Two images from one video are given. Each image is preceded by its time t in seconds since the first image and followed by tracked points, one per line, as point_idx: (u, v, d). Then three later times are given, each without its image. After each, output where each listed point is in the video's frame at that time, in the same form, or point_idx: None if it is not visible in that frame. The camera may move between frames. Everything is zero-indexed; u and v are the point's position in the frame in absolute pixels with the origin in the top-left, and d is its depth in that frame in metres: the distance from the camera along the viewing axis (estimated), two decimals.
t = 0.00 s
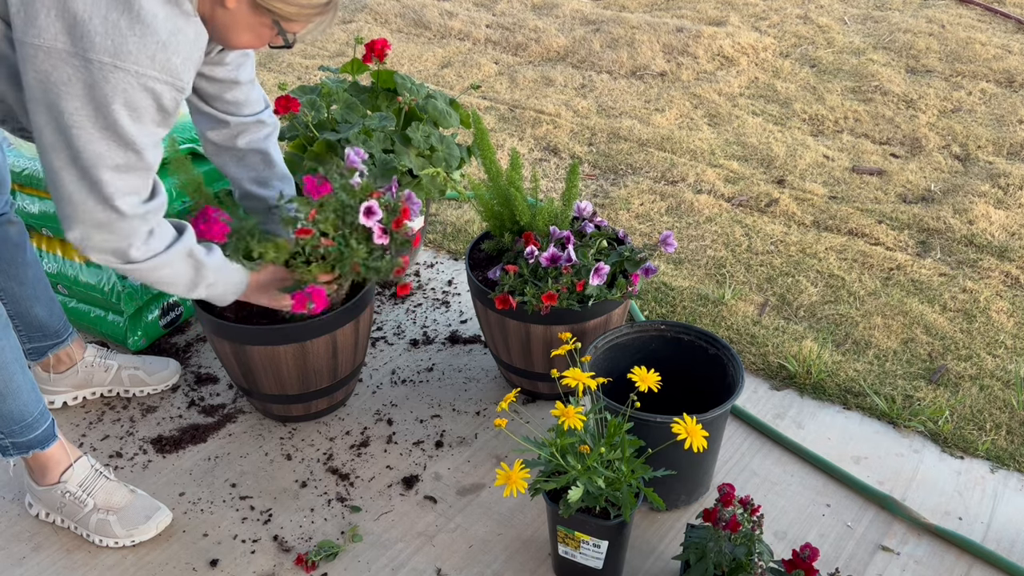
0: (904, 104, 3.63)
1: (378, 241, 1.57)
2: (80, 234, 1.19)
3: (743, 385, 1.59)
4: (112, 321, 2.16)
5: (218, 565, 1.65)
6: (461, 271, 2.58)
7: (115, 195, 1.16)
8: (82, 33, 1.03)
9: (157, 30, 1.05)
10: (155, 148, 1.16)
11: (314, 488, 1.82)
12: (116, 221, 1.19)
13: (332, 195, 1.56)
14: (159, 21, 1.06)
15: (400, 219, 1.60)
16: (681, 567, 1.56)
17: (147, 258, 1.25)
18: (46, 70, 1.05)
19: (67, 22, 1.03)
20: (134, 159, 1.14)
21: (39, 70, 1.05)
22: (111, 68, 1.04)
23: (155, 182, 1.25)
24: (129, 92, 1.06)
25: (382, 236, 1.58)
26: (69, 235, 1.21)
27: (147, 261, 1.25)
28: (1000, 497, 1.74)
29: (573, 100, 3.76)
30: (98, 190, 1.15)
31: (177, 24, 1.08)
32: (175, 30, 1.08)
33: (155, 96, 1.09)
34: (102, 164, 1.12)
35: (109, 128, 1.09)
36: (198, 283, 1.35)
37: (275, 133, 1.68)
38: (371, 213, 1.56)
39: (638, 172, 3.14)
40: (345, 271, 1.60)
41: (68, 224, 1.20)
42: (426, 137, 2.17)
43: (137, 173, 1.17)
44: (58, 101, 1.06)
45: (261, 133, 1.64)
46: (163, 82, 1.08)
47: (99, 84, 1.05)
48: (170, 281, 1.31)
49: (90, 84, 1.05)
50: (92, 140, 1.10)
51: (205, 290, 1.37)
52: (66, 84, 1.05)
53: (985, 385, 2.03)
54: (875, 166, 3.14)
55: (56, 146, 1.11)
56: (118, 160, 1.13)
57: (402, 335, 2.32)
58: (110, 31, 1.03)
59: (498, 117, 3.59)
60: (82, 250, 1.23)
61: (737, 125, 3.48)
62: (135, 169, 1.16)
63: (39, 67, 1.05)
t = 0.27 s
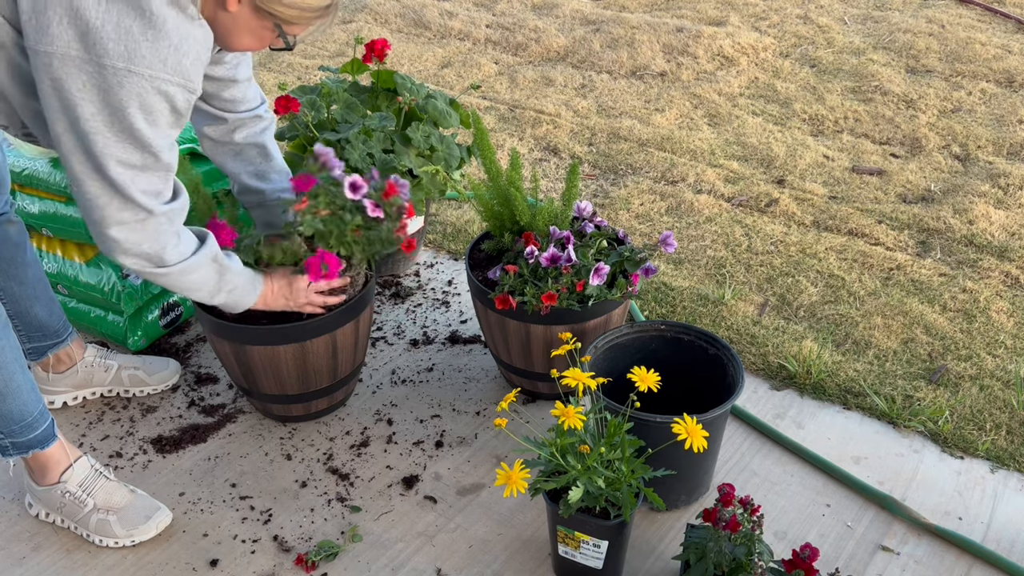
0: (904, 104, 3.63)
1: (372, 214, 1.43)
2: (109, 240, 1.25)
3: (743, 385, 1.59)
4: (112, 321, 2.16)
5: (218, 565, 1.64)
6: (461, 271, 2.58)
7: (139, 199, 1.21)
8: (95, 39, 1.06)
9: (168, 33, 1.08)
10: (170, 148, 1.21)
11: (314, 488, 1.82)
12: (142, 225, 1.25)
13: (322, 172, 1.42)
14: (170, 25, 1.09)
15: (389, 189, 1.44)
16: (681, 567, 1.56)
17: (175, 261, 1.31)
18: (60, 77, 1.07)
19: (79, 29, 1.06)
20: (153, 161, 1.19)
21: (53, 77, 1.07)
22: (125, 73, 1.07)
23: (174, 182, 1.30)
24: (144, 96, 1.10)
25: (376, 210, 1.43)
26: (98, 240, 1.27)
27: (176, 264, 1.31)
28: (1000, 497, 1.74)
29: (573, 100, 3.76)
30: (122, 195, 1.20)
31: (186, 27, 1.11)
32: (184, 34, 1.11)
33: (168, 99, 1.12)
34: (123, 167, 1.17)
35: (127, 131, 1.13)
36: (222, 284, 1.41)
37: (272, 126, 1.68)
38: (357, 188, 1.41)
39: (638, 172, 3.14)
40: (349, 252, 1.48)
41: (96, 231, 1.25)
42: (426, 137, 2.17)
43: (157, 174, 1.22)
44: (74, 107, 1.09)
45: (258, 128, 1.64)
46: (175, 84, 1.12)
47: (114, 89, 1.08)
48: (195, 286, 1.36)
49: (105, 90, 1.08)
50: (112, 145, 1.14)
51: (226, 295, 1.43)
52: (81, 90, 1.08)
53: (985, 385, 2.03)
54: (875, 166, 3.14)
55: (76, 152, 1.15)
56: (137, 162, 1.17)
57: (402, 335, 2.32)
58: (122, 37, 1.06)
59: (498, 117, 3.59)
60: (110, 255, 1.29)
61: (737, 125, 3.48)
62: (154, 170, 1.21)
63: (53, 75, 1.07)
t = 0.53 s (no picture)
0: (903, 104, 3.63)
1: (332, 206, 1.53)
2: (129, 239, 1.25)
3: (743, 385, 1.59)
4: (112, 321, 2.16)
5: (218, 565, 1.64)
6: (461, 271, 2.58)
7: (158, 194, 1.22)
8: (106, 36, 1.06)
9: (179, 29, 1.09)
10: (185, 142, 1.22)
11: (314, 488, 1.82)
12: (160, 221, 1.25)
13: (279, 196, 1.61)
14: (180, 21, 1.10)
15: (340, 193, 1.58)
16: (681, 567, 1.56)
17: (194, 259, 1.32)
18: (73, 76, 1.07)
19: (89, 27, 1.06)
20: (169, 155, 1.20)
21: (65, 76, 1.08)
22: (138, 69, 1.08)
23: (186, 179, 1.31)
24: (157, 92, 1.10)
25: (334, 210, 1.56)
26: (116, 242, 1.27)
27: (193, 264, 1.32)
28: (1000, 497, 1.74)
29: (573, 100, 3.76)
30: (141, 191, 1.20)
31: (194, 22, 1.12)
32: (194, 29, 1.12)
33: (180, 94, 1.13)
34: (141, 163, 1.17)
35: (142, 127, 1.13)
36: (238, 283, 1.42)
37: (269, 128, 1.70)
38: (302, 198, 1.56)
39: (638, 172, 3.14)
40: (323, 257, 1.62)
41: (115, 232, 1.25)
42: (426, 136, 2.17)
43: (173, 169, 1.23)
44: (88, 105, 1.09)
45: (256, 129, 1.66)
46: (186, 79, 1.13)
47: (127, 85, 1.08)
48: (207, 290, 1.36)
49: (119, 86, 1.08)
50: (129, 140, 1.14)
51: (234, 304, 1.42)
52: (95, 87, 1.08)
53: (985, 385, 2.03)
54: (875, 166, 3.14)
55: (93, 149, 1.15)
56: (154, 157, 1.18)
57: (402, 335, 2.32)
58: (134, 33, 1.07)
59: (498, 117, 3.59)
60: (130, 257, 1.29)
61: (737, 125, 3.48)
62: (170, 165, 1.22)
63: (66, 73, 1.07)
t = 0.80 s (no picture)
0: (903, 104, 3.63)
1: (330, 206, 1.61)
2: (127, 237, 1.26)
3: (743, 385, 1.59)
4: (112, 321, 2.16)
5: (218, 565, 1.64)
6: (461, 271, 2.58)
7: (155, 191, 1.22)
8: (105, 29, 1.06)
9: (178, 22, 1.09)
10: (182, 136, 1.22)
11: (314, 488, 1.82)
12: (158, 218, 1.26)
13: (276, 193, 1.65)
14: (179, 14, 1.10)
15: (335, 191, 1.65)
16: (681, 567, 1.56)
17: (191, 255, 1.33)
18: (72, 69, 1.07)
19: (89, 20, 1.06)
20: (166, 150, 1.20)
21: (65, 69, 1.08)
22: (137, 61, 1.08)
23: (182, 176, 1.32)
24: (155, 84, 1.10)
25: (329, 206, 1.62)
26: (114, 240, 1.27)
27: (191, 260, 1.33)
28: (1000, 497, 1.74)
29: (573, 100, 3.76)
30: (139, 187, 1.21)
31: (192, 15, 1.12)
32: (192, 21, 1.12)
33: (178, 86, 1.13)
34: (139, 159, 1.18)
35: (140, 120, 1.13)
36: (237, 277, 1.43)
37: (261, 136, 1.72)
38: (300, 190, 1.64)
39: (638, 172, 3.14)
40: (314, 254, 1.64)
41: (113, 231, 1.26)
42: (426, 136, 2.17)
43: (170, 164, 1.23)
44: (87, 98, 1.09)
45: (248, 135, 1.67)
46: (185, 71, 1.13)
47: (126, 78, 1.08)
48: (206, 284, 1.36)
49: (118, 78, 1.08)
50: (127, 135, 1.14)
51: (232, 299, 1.43)
52: (94, 80, 1.08)
53: (985, 385, 2.03)
54: (875, 166, 3.14)
55: (91, 144, 1.15)
56: (152, 152, 1.18)
57: (402, 335, 2.32)
58: (132, 25, 1.07)
59: (498, 117, 3.59)
60: (127, 255, 1.29)
61: (737, 125, 3.48)
62: (168, 160, 1.22)
63: (65, 66, 1.07)
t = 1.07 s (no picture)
0: (903, 104, 3.63)
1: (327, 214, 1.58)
2: (142, 232, 1.26)
3: (743, 385, 1.59)
4: (112, 321, 2.16)
5: (218, 565, 1.64)
6: (461, 271, 2.58)
7: (169, 183, 1.22)
8: (107, 23, 1.05)
9: (180, 14, 1.09)
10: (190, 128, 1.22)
11: (314, 488, 1.82)
12: (173, 211, 1.26)
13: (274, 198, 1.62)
14: (181, 7, 1.09)
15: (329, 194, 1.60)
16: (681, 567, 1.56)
17: (207, 250, 1.33)
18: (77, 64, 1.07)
19: (91, 14, 1.05)
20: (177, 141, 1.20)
21: (69, 65, 1.07)
22: (140, 54, 1.07)
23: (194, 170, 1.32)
24: (160, 77, 1.10)
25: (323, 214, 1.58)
26: (130, 236, 1.27)
27: (206, 254, 1.33)
28: (1000, 497, 1.74)
29: (573, 100, 3.76)
30: (152, 180, 1.21)
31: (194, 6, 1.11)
32: (195, 13, 1.11)
33: (182, 77, 1.13)
34: (150, 151, 1.18)
35: (147, 113, 1.13)
36: (251, 277, 1.43)
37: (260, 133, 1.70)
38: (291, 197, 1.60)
39: (638, 172, 3.14)
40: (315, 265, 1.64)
41: (127, 225, 1.26)
42: (426, 136, 2.17)
43: (181, 156, 1.23)
44: (93, 93, 1.09)
45: (249, 132, 1.66)
46: (188, 63, 1.13)
47: (130, 71, 1.08)
48: (220, 281, 1.36)
49: (122, 73, 1.08)
50: (137, 129, 1.15)
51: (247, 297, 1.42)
52: (99, 76, 1.08)
53: (985, 385, 2.03)
54: (875, 166, 3.14)
55: (101, 139, 1.15)
56: (163, 145, 1.19)
57: (402, 335, 2.32)
58: (134, 19, 1.06)
59: (498, 117, 3.59)
60: (142, 250, 1.29)
61: (737, 125, 3.48)
62: (179, 153, 1.22)
63: (69, 62, 1.07)
